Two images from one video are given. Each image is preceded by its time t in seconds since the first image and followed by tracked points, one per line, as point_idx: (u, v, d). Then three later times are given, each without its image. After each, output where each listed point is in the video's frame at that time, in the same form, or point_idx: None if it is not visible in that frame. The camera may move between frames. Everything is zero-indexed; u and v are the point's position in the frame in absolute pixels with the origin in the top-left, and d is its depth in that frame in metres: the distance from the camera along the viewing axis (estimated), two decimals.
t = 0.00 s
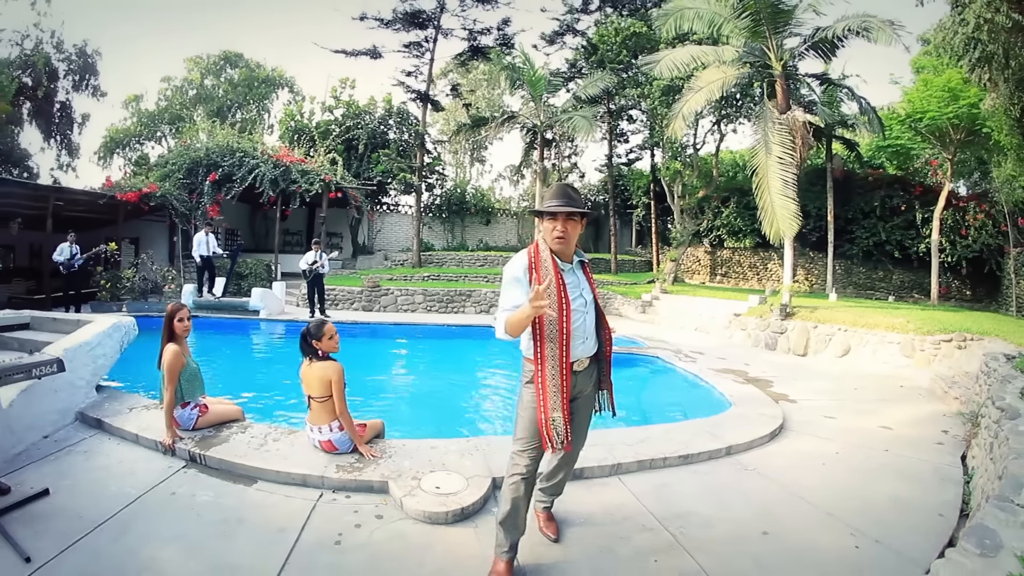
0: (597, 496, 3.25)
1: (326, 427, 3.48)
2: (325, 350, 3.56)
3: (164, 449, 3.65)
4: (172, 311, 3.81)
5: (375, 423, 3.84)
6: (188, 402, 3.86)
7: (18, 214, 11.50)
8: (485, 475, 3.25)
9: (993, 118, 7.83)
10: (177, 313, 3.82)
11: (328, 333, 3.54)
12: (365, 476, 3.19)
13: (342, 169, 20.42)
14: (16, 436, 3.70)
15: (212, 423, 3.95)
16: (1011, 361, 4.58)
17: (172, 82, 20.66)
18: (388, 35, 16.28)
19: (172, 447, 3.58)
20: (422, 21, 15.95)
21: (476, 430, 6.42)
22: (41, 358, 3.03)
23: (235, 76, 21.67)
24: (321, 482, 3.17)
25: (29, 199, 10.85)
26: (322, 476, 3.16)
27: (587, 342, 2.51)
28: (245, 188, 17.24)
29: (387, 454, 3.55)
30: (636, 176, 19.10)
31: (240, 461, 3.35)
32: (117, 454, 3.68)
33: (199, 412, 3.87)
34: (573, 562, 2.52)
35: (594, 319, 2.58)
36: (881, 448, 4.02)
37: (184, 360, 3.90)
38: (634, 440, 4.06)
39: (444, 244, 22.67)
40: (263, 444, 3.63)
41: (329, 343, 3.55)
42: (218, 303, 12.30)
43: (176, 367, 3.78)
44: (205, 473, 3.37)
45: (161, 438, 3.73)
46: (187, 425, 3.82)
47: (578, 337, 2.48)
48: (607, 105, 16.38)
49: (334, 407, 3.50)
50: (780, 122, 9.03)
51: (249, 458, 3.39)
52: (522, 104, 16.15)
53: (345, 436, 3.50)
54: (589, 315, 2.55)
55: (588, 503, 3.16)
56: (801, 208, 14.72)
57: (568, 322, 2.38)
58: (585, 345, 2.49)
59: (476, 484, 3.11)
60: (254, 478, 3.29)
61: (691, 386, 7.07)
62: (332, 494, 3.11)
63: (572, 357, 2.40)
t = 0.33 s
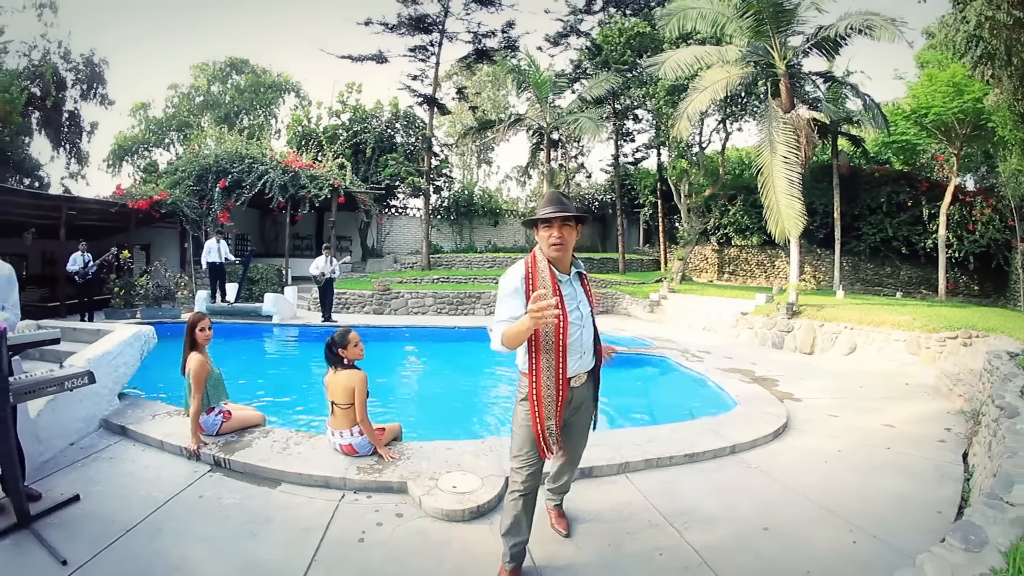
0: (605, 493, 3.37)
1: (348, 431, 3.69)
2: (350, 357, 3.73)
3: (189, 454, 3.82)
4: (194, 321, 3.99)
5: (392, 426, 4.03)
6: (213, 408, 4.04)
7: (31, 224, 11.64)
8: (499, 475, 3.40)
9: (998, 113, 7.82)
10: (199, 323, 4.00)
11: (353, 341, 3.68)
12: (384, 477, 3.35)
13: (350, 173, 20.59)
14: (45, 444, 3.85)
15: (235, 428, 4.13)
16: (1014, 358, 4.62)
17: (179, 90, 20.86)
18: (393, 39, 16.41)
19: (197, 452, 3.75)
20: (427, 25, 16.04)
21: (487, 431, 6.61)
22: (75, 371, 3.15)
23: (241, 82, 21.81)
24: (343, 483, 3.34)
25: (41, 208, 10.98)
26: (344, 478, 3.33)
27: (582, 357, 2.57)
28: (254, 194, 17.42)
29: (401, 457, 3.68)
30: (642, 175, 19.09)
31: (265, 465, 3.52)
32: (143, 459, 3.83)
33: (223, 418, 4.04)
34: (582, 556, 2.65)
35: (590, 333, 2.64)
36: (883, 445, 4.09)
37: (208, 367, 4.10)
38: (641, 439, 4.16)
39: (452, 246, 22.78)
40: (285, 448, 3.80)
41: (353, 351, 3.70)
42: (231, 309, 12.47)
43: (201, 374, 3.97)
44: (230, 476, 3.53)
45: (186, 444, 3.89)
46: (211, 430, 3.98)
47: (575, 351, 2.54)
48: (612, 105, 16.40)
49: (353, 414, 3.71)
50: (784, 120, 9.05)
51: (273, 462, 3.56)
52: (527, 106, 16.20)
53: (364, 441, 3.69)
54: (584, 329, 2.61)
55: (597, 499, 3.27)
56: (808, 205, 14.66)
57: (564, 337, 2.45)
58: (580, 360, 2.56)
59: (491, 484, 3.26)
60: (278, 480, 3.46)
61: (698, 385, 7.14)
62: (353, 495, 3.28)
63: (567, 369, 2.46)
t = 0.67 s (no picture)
0: (615, 482, 3.56)
1: (372, 428, 3.94)
2: (375, 360, 4.01)
3: (220, 453, 4.04)
4: (219, 326, 4.18)
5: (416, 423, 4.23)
6: (241, 408, 4.26)
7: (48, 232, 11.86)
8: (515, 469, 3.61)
9: (1008, 102, 7.79)
10: (222, 329, 4.19)
11: (379, 346, 3.96)
12: (409, 471, 3.61)
13: (362, 171, 20.80)
14: (82, 448, 4.06)
15: (262, 427, 4.35)
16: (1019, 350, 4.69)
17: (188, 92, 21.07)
18: (400, 37, 16.50)
19: (229, 452, 3.98)
20: (434, 23, 16.11)
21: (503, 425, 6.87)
22: (113, 382, 3.41)
23: (250, 82, 21.97)
24: (370, 477, 3.61)
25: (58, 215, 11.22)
26: (371, 472, 3.60)
27: (574, 364, 2.65)
28: (267, 195, 17.66)
29: (420, 456, 3.86)
30: (652, 166, 19.06)
31: (295, 462, 3.76)
32: (177, 459, 4.06)
33: (251, 418, 4.27)
34: (594, 543, 2.84)
35: (582, 340, 2.71)
36: (886, 438, 4.21)
37: (234, 369, 4.32)
38: (649, 431, 4.33)
39: (465, 241, 22.96)
40: (313, 446, 4.04)
41: (379, 355, 3.99)
42: (250, 309, 12.73)
43: (225, 377, 4.18)
44: (262, 473, 3.77)
45: (217, 444, 4.11)
46: (240, 430, 4.20)
47: (564, 355, 2.62)
48: (621, 98, 16.39)
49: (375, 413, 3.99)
50: (793, 112, 9.06)
51: (302, 459, 3.80)
52: (536, 100, 16.24)
53: (388, 438, 3.92)
54: (576, 336, 2.68)
55: (608, 489, 3.45)
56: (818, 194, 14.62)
57: (550, 340, 2.56)
58: (571, 367, 2.63)
59: (510, 475, 3.53)
60: (308, 476, 3.71)
61: (708, 378, 7.26)
62: (381, 488, 3.54)
63: (553, 376, 2.56)
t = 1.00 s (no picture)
0: (621, 471, 3.75)
1: (395, 418, 4.23)
2: (396, 354, 4.22)
3: (251, 443, 4.32)
4: (248, 323, 4.39)
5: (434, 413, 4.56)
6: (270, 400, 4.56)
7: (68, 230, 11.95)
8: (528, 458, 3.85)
9: None
10: (251, 326, 4.40)
11: (399, 340, 4.16)
12: (430, 458, 3.92)
13: (377, 162, 21.01)
14: (116, 441, 4.29)
15: (291, 418, 4.65)
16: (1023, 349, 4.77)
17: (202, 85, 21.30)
18: (413, 29, 16.54)
19: (259, 441, 4.26)
20: (445, 15, 16.13)
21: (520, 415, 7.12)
22: (153, 380, 3.62)
23: (262, 75, 21.53)
24: (394, 464, 3.91)
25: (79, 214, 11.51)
26: (395, 459, 3.89)
27: (570, 368, 2.77)
28: (283, 187, 17.91)
29: (438, 447, 4.09)
30: (666, 155, 19.01)
31: (322, 450, 4.06)
32: (211, 449, 4.34)
33: (279, 409, 4.57)
34: (599, 525, 3.07)
35: (580, 344, 2.82)
36: (887, 433, 4.33)
37: (264, 364, 4.55)
38: (655, 422, 4.51)
39: (479, 230, 23.13)
40: (339, 436, 4.33)
41: (399, 349, 4.19)
42: (269, 301, 13.00)
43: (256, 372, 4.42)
44: (291, 461, 4.06)
45: (248, 434, 4.39)
46: (269, 420, 4.52)
47: (559, 359, 2.76)
48: (633, 87, 16.35)
49: (395, 403, 4.24)
50: (805, 105, 9.03)
51: (330, 448, 4.09)
52: (549, 91, 16.20)
53: (409, 426, 4.23)
54: (573, 341, 2.80)
55: (614, 478, 3.65)
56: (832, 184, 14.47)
57: (542, 344, 2.72)
58: (567, 370, 2.76)
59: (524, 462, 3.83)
60: (336, 464, 4.01)
61: (717, 368, 7.42)
62: (404, 474, 3.85)
63: (544, 378, 2.72)
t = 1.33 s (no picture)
0: (628, 458, 3.99)
1: (418, 401, 4.51)
2: (420, 338, 4.44)
3: (280, 426, 4.63)
4: (278, 313, 4.69)
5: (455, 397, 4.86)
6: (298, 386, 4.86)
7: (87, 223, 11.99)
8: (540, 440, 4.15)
9: None
10: (283, 316, 4.69)
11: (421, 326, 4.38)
12: (450, 439, 4.24)
13: (392, 147, 21.22)
14: (152, 426, 4.58)
15: (319, 402, 4.94)
16: None
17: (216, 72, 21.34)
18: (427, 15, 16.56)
19: (288, 424, 4.57)
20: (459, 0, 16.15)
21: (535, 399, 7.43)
22: (192, 369, 3.90)
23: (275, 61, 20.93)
24: (417, 444, 4.23)
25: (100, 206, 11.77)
26: (417, 440, 4.22)
27: (567, 368, 2.90)
28: (300, 173, 18.17)
29: (457, 430, 4.40)
30: (681, 139, 18.94)
31: (349, 432, 4.38)
32: (243, 431, 4.65)
33: (307, 394, 4.87)
34: (605, 503, 3.36)
35: (581, 346, 2.92)
36: (886, 426, 4.51)
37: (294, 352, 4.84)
38: (661, 410, 4.75)
39: (494, 213, 23.26)
40: (364, 418, 4.65)
41: (423, 333, 4.41)
42: (289, 287, 13.28)
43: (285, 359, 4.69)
44: (319, 442, 4.38)
45: (277, 418, 4.69)
46: (298, 405, 4.81)
47: (558, 359, 2.92)
48: (648, 72, 16.32)
49: (424, 386, 4.54)
50: (820, 94, 9.03)
51: (356, 429, 4.42)
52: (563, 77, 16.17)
53: (431, 408, 4.54)
54: (571, 343, 2.91)
55: (620, 464, 3.90)
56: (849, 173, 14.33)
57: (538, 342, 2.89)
58: (565, 368, 2.91)
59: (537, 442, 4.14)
60: (361, 444, 4.33)
61: (725, 355, 7.63)
62: (426, 453, 4.17)
63: (540, 373, 2.91)
